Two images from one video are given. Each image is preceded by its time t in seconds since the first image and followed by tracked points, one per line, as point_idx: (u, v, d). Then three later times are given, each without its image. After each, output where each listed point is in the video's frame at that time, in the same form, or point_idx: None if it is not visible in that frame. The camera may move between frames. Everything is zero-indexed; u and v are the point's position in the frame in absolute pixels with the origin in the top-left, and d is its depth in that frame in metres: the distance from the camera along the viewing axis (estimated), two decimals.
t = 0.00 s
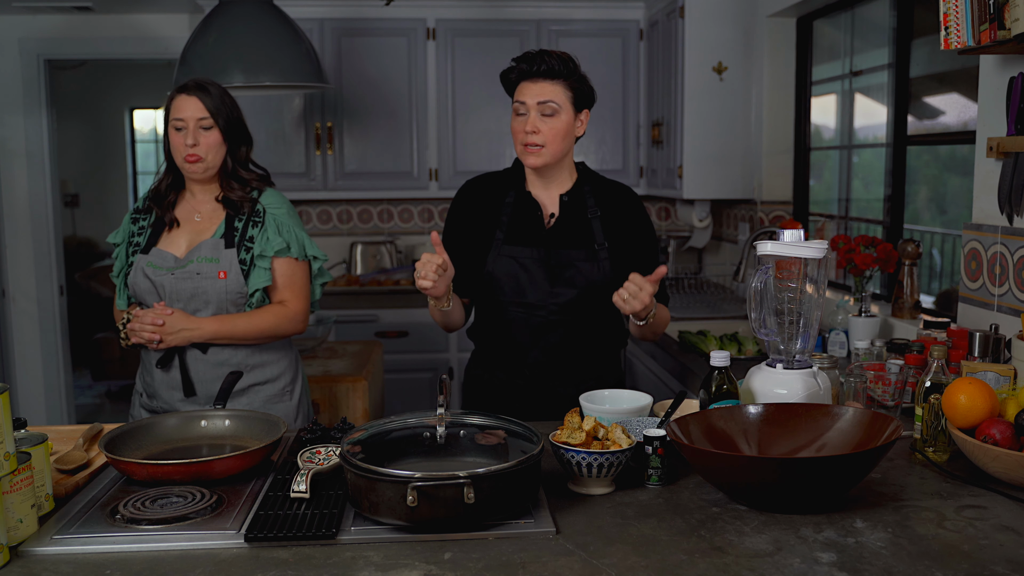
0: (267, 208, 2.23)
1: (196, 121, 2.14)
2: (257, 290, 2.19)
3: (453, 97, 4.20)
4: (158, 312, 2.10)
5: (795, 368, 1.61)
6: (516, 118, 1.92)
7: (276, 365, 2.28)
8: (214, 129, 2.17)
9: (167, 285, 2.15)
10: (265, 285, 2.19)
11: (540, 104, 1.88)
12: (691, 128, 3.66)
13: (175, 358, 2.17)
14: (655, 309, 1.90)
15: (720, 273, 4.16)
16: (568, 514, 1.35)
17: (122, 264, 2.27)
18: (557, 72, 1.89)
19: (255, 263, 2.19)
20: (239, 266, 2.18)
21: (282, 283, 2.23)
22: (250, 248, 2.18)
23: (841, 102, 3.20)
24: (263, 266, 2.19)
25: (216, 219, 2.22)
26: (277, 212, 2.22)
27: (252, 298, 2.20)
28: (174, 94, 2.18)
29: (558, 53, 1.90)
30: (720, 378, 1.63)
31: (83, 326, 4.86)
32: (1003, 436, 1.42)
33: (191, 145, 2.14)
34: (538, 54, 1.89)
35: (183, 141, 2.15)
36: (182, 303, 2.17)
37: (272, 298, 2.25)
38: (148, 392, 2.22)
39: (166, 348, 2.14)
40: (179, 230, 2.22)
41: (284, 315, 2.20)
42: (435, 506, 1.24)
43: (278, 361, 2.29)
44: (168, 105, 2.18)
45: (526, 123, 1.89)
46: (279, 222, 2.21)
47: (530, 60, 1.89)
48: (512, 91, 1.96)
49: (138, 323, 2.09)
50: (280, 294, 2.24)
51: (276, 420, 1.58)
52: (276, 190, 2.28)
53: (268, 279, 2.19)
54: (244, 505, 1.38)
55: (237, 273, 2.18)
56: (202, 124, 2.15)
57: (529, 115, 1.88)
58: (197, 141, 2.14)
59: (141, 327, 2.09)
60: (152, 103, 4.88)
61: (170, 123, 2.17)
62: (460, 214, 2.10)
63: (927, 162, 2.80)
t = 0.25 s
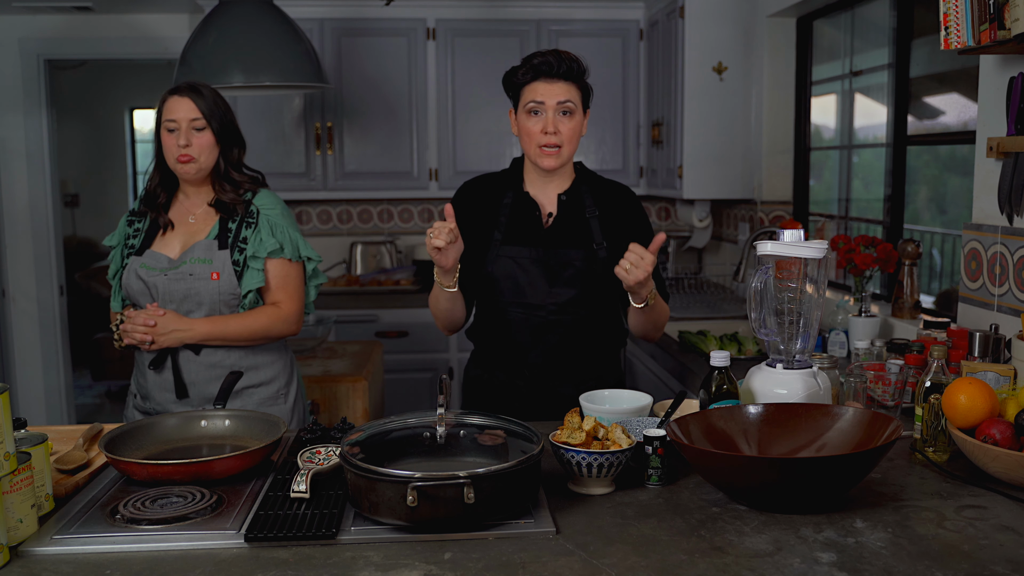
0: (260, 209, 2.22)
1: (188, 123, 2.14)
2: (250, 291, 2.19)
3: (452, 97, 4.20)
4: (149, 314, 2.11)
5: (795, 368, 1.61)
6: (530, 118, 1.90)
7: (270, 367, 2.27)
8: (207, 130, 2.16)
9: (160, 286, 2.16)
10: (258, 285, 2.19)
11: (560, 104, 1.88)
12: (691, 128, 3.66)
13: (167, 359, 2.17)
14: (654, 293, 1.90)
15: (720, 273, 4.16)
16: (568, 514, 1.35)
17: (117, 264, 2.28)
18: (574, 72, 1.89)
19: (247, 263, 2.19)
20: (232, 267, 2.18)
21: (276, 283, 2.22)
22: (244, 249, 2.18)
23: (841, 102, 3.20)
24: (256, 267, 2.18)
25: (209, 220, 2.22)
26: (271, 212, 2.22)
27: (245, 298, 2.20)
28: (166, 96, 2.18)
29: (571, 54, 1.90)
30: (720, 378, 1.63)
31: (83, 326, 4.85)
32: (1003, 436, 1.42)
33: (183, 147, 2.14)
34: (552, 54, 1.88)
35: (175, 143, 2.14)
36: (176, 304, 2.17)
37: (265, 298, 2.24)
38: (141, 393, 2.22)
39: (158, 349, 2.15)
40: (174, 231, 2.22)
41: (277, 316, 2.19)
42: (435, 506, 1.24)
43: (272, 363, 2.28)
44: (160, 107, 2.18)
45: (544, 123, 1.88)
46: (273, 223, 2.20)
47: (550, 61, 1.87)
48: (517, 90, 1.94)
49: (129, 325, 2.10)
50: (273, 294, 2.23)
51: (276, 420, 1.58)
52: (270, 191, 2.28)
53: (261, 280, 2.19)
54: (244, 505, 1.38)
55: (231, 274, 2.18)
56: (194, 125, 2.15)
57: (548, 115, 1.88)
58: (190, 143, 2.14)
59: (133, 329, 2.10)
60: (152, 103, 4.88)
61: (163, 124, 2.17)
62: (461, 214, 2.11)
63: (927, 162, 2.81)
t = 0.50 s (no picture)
0: (260, 206, 2.23)
1: (188, 119, 2.13)
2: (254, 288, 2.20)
3: (452, 97, 4.20)
4: (154, 310, 2.11)
5: (795, 368, 1.61)
6: (534, 116, 1.90)
7: (269, 364, 2.28)
8: (206, 127, 2.16)
9: (162, 283, 2.16)
10: (261, 283, 2.20)
11: (565, 104, 1.88)
12: (691, 128, 3.66)
13: (169, 358, 2.16)
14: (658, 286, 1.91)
15: (720, 273, 4.16)
16: (568, 514, 1.35)
17: (108, 263, 2.26)
18: (580, 73, 1.88)
19: (250, 260, 2.20)
20: (236, 263, 2.18)
21: (278, 280, 2.24)
22: (247, 246, 2.19)
23: (841, 102, 3.21)
24: (259, 263, 2.20)
25: (207, 216, 2.22)
26: (271, 210, 2.23)
27: (248, 296, 2.21)
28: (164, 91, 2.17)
29: (578, 55, 1.90)
30: (720, 378, 1.63)
31: (82, 326, 4.86)
32: (1003, 436, 1.42)
33: (183, 142, 2.14)
34: (560, 53, 1.88)
35: (174, 139, 2.14)
36: (178, 301, 2.18)
37: (266, 296, 2.25)
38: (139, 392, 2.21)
39: (161, 347, 2.14)
40: (169, 228, 2.21)
41: (280, 312, 2.21)
42: (435, 506, 1.24)
43: (269, 360, 2.28)
44: (158, 103, 2.17)
45: (549, 122, 1.88)
46: (274, 219, 2.22)
47: (558, 60, 1.87)
48: (524, 87, 1.94)
49: (133, 323, 2.10)
50: (275, 292, 2.24)
51: (276, 420, 1.58)
52: (268, 190, 2.29)
53: (264, 276, 2.20)
54: (244, 505, 1.38)
55: (234, 270, 2.18)
56: (194, 122, 2.14)
57: (552, 114, 1.88)
58: (190, 139, 2.14)
59: (138, 327, 2.10)
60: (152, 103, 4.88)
61: (161, 119, 2.16)
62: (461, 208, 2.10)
63: (927, 162, 2.80)
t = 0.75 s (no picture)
0: (262, 207, 2.28)
1: (191, 120, 2.13)
2: (268, 288, 2.25)
3: (452, 97, 4.20)
4: (186, 313, 2.11)
5: (795, 368, 1.61)
6: (535, 119, 1.90)
7: (271, 360, 2.33)
8: (207, 129, 2.16)
9: (184, 284, 2.17)
10: (275, 283, 2.25)
11: (566, 106, 1.87)
12: (691, 128, 3.66)
13: (192, 359, 2.18)
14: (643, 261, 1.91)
15: (720, 273, 4.16)
16: (568, 514, 1.36)
17: (100, 268, 2.18)
18: (581, 75, 1.89)
19: (263, 260, 2.24)
20: (250, 263, 2.23)
21: (287, 279, 2.30)
22: (258, 246, 2.23)
23: (841, 102, 3.21)
24: (271, 263, 2.25)
25: (210, 217, 2.23)
26: (273, 211, 2.28)
27: (261, 296, 2.26)
28: (160, 93, 2.15)
29: (579, 56, 1.90)
30: (720, 378, 1.63)
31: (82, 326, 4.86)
32: (1003, 436, 1.42)
33: (187, 143, 2.13)
34: (560, 55, 1.88)
35: (176, 139, 2.12)
36: (199, 303, 2.19)
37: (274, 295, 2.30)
38: (153, 396, 2.19)
39: (186, 349, 2.15)
40: (172, 231, 2.20)
41: (292, 310, 2.28)
42: (435, 506, 1.24)
43: (271, 357, 2.33)
44: (154, 105, 2.14)
45: (550, 125, 1.88)
46: (279, 219, 2.28)
47: (558, 62, 1.86)
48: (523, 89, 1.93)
49: (165, 327, 2.09)
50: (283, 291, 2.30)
51: (276, 420, 1.58)
52: (262, 191, 2.33)
53: (278, 276, 2.25)
54: (244, 505, 1.38)
55: (250, 271, 2.23)
56: (196, 123, 2.14)
57: (554, 117, 1.88)
58: (192, 139, 2.13)
59: (170, 330, 2.09)
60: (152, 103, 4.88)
61: (159, 120, 2.13)
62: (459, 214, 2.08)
63: (927, 162, 2.76)
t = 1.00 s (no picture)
0: (258, 205, 2.33)
1: (196, 116, 2.13)
2: (273, 284, 2.29)
3: (452, 97, 4.20)
4: (213, 312, 2.09)
5: (795, 368, 1.61)
6: (539, 125, 1.89)
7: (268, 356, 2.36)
8: (210, 126, 2.18)
9: (202, 284, 2.17)
10: (278, 278, 2.31)
11: (571, 113, 1.88)
12: (690, 128, 3.66)
13: (212, 360, 2.18)
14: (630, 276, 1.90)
15: (720, 273, 4.16)
16: (568, 514, 1.36)
17: (105, 271, 2.13)
18: (584, 80, 1.89)
19: (266, 256, 2.29)
20: (256, 260, 2.27)
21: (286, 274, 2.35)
22: (261, 243, 2.28)
23: (841, 102, 3.21)
24: (273, 259, 2.30)
25: (209, 215, 2.24)
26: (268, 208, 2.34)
27: (267, 291, 2.30)
28: (155, 92, 2.14)
29: (580, 61, 1.90)
30: (720, 378, 1.63)
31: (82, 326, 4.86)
32: (1003, 436, 1.42)
33: (191, 140, 2.13)
34: (563, 61, 1.88)
35: (180, 135, 2.12)
36: (217, 301, 2.20)
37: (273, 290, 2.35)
38: (171, 397, 2.18)
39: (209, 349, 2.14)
40: (176, 230, 2.20)
41: (293, 304, 2.35)
42: (436, 506, 1.24)
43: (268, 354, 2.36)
44: (150, 104, 2.13)
45: (556, 132, 1.88)
46: (275, 215, 2.34)
47: (562, 67, 1.87)
48: (525, 94, 1.92)
49: (194, 327, 2.07)
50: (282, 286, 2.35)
51: (276, 420, 1.58)
52: (253, 190, 2.37)
53: (280, 271, 2.31)
54: (245, 505, 1.38)
55: (257, 267, 2.27)
56: (200, 120, 2.15)
57: (559, 123, 1.88)
58: (197, 134, 2.14)
59: (198, 331, 2.08)
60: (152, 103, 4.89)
61: (160, 117, 2.12)
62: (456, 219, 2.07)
63: (927, 163, 2.77)
